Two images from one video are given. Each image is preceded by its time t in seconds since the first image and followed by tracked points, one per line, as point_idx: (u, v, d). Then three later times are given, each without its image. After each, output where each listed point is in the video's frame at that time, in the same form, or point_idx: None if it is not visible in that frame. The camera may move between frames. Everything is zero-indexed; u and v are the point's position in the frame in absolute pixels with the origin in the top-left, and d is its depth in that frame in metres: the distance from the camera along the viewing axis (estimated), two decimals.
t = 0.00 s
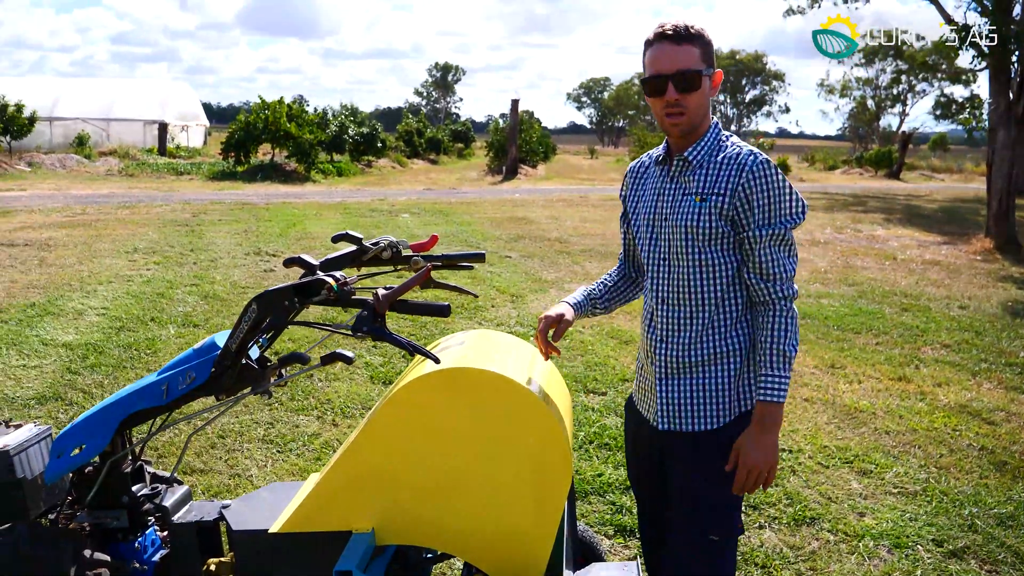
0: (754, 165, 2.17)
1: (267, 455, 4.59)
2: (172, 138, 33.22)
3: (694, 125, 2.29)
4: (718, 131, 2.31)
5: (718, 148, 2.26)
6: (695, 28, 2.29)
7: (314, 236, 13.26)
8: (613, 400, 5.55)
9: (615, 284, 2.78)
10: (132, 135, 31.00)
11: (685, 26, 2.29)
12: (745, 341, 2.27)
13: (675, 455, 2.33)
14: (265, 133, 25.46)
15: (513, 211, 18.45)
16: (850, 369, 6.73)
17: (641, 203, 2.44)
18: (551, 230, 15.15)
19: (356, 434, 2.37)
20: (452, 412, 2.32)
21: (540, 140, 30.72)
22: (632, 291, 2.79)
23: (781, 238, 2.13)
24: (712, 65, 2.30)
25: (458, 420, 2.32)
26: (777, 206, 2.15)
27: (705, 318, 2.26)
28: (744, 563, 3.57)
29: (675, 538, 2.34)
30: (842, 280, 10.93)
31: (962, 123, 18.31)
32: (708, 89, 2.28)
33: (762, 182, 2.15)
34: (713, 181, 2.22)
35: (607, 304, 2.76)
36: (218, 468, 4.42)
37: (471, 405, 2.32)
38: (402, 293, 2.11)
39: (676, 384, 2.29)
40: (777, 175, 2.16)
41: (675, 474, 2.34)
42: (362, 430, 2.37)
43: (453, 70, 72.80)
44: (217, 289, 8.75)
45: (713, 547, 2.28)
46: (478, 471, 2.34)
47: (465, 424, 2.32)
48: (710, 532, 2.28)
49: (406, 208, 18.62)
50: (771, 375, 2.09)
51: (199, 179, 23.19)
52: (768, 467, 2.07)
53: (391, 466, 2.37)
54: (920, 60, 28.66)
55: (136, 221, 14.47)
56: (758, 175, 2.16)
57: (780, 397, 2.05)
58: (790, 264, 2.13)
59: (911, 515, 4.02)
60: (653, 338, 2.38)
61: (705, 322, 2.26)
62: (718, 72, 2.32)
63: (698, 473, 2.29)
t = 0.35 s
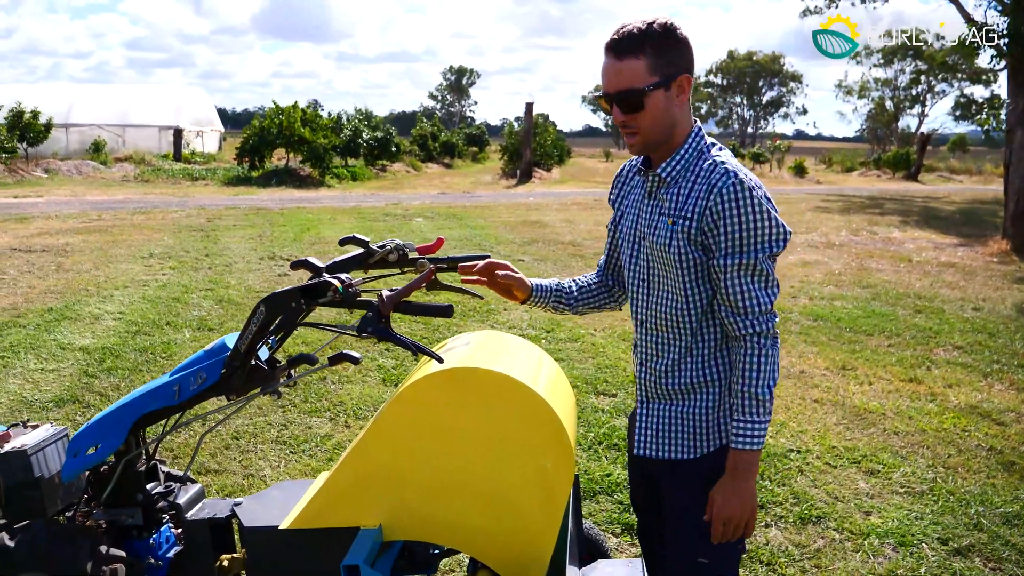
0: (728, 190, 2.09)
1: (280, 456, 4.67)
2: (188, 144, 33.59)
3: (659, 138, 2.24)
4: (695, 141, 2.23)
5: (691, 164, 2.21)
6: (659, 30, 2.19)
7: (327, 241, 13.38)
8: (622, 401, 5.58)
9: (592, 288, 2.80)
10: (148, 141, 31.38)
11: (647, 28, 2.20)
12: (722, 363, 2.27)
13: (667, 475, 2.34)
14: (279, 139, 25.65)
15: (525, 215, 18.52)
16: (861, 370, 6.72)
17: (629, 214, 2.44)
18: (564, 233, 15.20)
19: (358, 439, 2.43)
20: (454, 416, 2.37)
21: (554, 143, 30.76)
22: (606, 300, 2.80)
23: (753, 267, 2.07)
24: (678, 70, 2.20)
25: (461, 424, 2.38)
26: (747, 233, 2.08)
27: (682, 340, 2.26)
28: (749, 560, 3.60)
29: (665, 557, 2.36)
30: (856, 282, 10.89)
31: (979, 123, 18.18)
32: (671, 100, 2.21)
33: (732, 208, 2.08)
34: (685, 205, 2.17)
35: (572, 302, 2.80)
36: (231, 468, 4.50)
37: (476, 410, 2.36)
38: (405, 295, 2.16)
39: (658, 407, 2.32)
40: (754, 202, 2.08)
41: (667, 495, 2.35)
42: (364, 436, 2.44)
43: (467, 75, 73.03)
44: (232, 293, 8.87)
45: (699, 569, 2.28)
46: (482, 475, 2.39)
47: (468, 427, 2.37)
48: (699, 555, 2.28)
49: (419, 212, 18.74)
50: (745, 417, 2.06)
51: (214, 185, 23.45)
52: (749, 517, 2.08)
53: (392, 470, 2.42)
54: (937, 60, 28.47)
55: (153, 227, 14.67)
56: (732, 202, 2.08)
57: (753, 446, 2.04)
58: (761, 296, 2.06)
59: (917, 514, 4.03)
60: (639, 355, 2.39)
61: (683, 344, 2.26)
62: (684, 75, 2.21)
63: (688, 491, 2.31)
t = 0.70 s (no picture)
0: (672, 224, 1.97)
1: (295, 450, 4.76)
2: (203, 146, 33.88)
3: (607, 172, 2.16)
4: (650, 168, 2.11)
5: (648, 192, 2.10)
6: (590, 62, 2.02)
7: (340, 241, 13.49)
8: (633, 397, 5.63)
9: (568, 279, 2.82)
10: (163, 142, 31.70)
11: (576, 63, 2.03)
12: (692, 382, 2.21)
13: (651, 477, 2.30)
14: (293, 140, 25.83)
15: (537, 214, 18.57)
16: (873, 367, 6.74)
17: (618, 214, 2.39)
18: (577, 232, 15.25)
19: (365, 434, 2.51)
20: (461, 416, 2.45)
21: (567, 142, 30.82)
22: (583, 287, 2.83)
23: (690, 306, 1.95)
24: (616, 104, 2.06)
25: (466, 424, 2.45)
26: (690, 269, 1.95)
27: (652, 353, 2.23)
28: (757, 552, 3.65)
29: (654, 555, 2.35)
30: (870, 280, 10.87)
31: (996, 119, 18.06)
32: (611, 136, 2.09)
33: (674, 246, 1.96)
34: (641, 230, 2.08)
35: (546, 297, 2.83)
36: (248, 461, 4.60)
37: (492, 401, 2.42)
38: (414, 288, 2.23)
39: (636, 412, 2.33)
40: (698, 238, 1.93)
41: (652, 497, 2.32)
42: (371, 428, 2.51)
43: (478, 74, 73.17)
44: (247, 292, 8.99)
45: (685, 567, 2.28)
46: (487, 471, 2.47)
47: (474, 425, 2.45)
48: (687, 553, 2.27)
49: (431, 212, 18.83)
50: (654, 460, 2.01)
51: (228, 186, 23.67)
52: (628, 554, 2.03)
53: (397, 464, 2.50)
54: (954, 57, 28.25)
55: (168, 228, 14.84)
56: (672, 239, 1.96)
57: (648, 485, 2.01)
58: (696, 338, 1.95)
59: (926, 509, 4.06)
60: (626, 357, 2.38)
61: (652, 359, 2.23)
62: (624, 108, 2.07)
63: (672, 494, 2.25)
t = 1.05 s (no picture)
0: (628, 264, 1.92)
1: (330, 432, 4.87)
2: (238, 138, 34.35)
3: (597, 205, 2.07)
4: (632, 203, 2.01)
5: (627, 224, 2.02)
6: (561, 105, 1.90)
7: (374, 231, 13.64)
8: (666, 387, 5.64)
9: (524, 206, 2.55)
10: (199, 134, 32.22)
11: (545, 106, 1.92)
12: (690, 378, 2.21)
13: (673, 455, 2.31)
14: (327, 131, 26.05)
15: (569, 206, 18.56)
16: (909, 362, 6.66)
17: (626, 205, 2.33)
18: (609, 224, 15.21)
19: (394, 420, 2.57)
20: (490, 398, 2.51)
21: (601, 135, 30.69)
22: (538, 212, 2.57)
23: (643, 340, 1.94)
24: (594, 139, 1.94)
25: (497, 406, 2.51)
26: (644, 308, 1.92)
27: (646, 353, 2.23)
28: (787, 540, 3.66)
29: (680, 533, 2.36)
30: (907, 275, 10.70)
31: None
32: (593, 172, 1.98)
33: (630, 284, 1.93)
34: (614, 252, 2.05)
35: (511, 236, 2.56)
36: (286, 443, 4.72)
37: (521, 386, 2.49)
38: (449, 269, 2.28)
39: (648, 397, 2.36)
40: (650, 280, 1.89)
41: (674, 476, 2.33)
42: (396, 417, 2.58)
43: (510, 66, 73.01)
44: (283, 280, 9.16)
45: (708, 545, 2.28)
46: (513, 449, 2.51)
47: (512, 405, 2.50)
48: (705, 530, 2.28)
49: (464, 203, 18.91)
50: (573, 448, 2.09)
51: (263, 177, 24.00)
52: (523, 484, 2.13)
53: (420, 449, 2.56)
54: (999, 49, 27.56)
55: (206, 218, 15.11)
56: (628, 276, 1.93)
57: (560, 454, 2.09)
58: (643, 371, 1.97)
59: (960, 502, 4.03)
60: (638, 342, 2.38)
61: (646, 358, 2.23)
62: (604, 147, 1.94)
63: (693, 471, 2.26)
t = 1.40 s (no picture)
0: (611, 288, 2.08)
1: (343, 415, 4.92)
2: (247, 117, 34.34)
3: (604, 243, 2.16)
4: (630, 239, 2.11)
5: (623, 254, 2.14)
6: (575, 161, 1.99)
7: (383, 214, 13.65)
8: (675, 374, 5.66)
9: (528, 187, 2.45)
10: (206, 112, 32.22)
11: (562, 163, 2.00)
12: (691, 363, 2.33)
13: (694, 428, 2.37)
14: (338, 113, 26.00)
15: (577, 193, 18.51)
16: (914, 354, 6.67)
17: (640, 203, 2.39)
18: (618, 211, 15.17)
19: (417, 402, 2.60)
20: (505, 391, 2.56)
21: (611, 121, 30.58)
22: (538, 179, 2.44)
23: (620, 351, 2.12)
24: (608, 192, 2.02)
25: (505, 404, 2.55)
26: (622, 326, 2.09)
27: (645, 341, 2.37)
28: (794, 526, 3.64)
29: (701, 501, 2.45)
30: (914, 268, 10.69)
31: None
32: (606, 221, 2.07)
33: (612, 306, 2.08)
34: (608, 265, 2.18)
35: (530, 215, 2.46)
36: (297, 423, 4.77)
37: (538, 375, 2.54)
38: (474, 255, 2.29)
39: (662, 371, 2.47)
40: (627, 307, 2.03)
41: (694, 447, 2.39)
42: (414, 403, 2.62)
43: (522, 51, 72.64)
44: (292, 262, 9.19)
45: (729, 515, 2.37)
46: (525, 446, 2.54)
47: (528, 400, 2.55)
48: (726, 502, 2.36)
49: (472, 188, 18.89)
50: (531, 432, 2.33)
51: (272, 157, 24.01)
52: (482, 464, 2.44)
53: (434, 433, 2.60)
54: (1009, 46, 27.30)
55: (214, 197, 15.14)
56: (612, 296, 2.09)
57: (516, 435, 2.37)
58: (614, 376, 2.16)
59: (962, 491, 4.05)
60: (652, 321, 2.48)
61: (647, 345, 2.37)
62: (616, 199, 2.02)
63: (715, 445, 2.32)
